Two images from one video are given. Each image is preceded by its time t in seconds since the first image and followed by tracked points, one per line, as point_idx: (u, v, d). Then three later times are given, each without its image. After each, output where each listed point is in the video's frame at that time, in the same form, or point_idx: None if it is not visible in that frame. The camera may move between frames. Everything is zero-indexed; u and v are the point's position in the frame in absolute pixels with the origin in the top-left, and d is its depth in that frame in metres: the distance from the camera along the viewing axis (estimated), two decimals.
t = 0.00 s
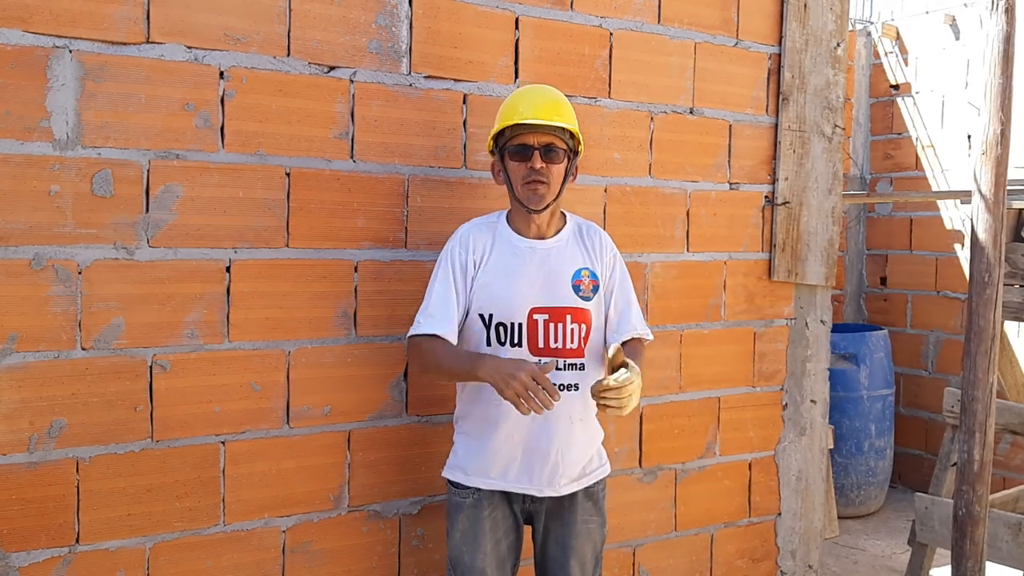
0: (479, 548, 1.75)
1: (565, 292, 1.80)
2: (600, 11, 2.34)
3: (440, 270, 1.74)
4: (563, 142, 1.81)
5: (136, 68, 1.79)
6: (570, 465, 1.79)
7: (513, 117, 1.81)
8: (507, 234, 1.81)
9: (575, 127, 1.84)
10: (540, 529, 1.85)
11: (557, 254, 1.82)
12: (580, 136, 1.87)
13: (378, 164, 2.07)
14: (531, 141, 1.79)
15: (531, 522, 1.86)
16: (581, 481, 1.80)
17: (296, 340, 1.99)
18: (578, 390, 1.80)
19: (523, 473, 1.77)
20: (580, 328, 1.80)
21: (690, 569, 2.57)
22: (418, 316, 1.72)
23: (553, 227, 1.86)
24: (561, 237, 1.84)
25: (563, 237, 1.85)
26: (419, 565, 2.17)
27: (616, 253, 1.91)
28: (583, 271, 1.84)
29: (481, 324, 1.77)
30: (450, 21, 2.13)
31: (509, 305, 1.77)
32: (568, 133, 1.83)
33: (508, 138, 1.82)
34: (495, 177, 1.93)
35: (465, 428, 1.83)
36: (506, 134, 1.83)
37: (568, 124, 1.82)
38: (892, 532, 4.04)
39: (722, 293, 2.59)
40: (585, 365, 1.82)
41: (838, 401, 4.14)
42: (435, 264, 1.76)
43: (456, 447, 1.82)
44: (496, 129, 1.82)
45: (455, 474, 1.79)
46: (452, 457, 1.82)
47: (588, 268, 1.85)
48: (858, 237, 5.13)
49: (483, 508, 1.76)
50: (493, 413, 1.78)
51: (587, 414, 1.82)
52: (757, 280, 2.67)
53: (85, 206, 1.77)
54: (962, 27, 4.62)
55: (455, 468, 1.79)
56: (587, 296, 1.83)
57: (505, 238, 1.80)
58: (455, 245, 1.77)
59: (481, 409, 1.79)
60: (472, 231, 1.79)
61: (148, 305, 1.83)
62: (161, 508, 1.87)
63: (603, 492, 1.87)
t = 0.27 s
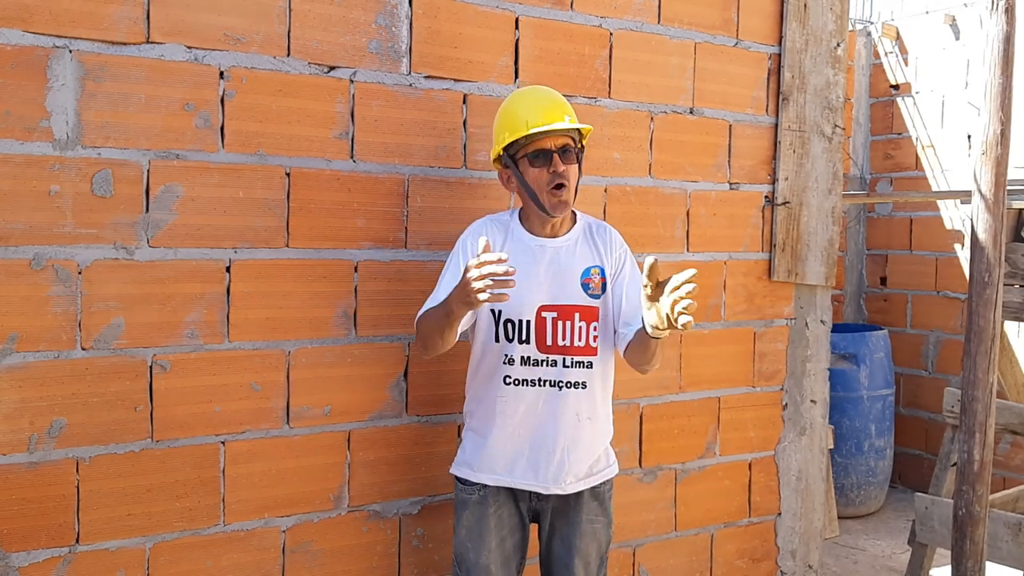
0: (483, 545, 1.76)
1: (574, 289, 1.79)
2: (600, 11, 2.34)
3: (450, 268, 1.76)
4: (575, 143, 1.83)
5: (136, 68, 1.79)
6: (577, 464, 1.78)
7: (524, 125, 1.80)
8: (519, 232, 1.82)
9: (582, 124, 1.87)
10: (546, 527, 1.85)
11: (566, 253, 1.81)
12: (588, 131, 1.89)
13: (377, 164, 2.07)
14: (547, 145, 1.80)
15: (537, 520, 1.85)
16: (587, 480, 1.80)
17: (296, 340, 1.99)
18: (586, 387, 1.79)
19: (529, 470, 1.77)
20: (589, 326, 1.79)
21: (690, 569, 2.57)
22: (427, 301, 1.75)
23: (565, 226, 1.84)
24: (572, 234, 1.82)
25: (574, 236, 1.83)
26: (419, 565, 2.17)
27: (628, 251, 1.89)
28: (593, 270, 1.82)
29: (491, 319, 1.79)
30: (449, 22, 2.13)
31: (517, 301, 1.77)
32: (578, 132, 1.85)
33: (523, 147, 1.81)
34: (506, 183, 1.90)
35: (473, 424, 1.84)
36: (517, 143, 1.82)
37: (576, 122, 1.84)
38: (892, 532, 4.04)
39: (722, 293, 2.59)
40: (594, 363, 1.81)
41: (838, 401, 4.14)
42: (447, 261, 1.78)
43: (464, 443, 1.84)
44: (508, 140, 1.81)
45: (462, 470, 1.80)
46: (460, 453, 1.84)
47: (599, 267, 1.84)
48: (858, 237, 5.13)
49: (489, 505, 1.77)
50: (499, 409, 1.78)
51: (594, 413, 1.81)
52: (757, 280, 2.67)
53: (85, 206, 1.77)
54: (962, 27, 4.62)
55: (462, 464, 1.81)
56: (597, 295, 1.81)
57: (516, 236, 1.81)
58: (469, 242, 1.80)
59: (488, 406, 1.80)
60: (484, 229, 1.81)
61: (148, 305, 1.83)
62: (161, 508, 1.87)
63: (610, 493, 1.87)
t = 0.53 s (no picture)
0: (489, 545, 1.76)
1: (582, 292, 1.80)
2: (600, 11, 2.34)
3: (457, 270, 1.77)
4: (580, 144, 1.81)
5: (136, 68, 1.79)
6: (584, 466, 1.78)
7: (527, 122, 1.80)
8: (525, 235, 1.82)
9: (590, 127, 1.84)
10: (551, 527, 1.85)
11: (574, 256, 1.82)
12: (595, 136, 1.87)
13: (377, 164, 2.07)
14: (548, 145, 1.79)
15: (543, 520, 1.86)
16: (593, 483, 1.80)
17: (296, 340, 1.99)
18: (593, 391, 1.79)
19: (536, 472, 1.76)
20: (596, 329, 1.80)
21: (690, 569, 2.57)
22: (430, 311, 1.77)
23: (571, 228, 1.86)
24: (579, 238, 1.84)
25: (581, 238, 1.85)
26: (419, 565, 2.16)
27: (636, 255, 1.90)
28: (600, 273, 1.83)
29: (498, 322, 1.78)
30: (449, 21, 2.13)
31: (524, 304, 1.76)
32: (583, 134, 1.83)
33: (524, 144, 1.81)
34: (511, 180, 1.93)
35: (480, 426, 1.83)
36: (519, 140, 1.82)
37: (583, 125, 1.82)
38: (892, 532, 4.04)
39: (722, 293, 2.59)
40: (601, 366, 1.81)
41: (839, 401, 4.14)
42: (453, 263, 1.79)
43: (471, 445, 1.83)
44: (510, 136, 1.82)
45: (468, 471, 1.79)
46: (467, 455, 1.83)
47: (606, 270, 1.85)
48: (858, 237, 5.13)
49: (495, 506, 1.77)
50: (506, 412, 1.77)
51: (601, 416, 1.81)
52: (757, 280, 2.67)
53: (85, 206, 1.77)
54: (962, 28, 4.62)
55: (469, 465, 1.80)
56: (604, 298, 1.82)
57: (523, 239, 1.82)
58: (472, 248, 1.80)
59: (495, 408, 1.79)
60: (490, 232, 1.81)
61: (147, 305, 1.83)
62: (161, 508, 1.87)
63: (617, 494, 1.86)
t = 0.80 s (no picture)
0: (491, 548, 1.76)
1: (586, 292, 1.79)
2: (600, 11, 2.34)
3: (461, 274, 1.78)
4: (584, 143, 1.81)
5: (136, 68, 1.79)
6: (586, 468, 1.79)
7: (532, 119, 1.80)
8: (528, 234, 1.82)
9: (595, 127, 1.84)
10: (553, 530, 1.85)
11: (577, 255, 1.81)
12: (600, 136, 1.86)
13: (377, 164, 2.07)
14: (551, 143, 1.79)
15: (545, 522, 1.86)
16: (596, 484, 1.80)
17: (296, 340, 2.00)
18: (597, 391, 1.79)
19: (539, 473, 1.76)
20: (601, 329, 1.79)
21: (690, 569, 2.57)
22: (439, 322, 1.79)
23: (575, 228, 1.86)
24: (583, 238, 1.83)
25: (584, 238, 1.85)
26: (418, 565, 2.17)
27: (638, 256, 1.91)
28: (604, 273, 1.83)
29: (501, 323, 1.77)
30: (449, 22, 2.13)
31: (528, 303, 1.76)
32: (587, 134, 1.83)
33: (528, 141, 1.82)
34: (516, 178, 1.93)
35: (482, 427, 1.83)
36: (524, 137, 1.82)
37: (587, 125, 1.82)
38: (892, 532, 4.04)
39: (722, 293, 2.59)
40: (604, 366, 1.81)
41: (838, 401, 4.14)
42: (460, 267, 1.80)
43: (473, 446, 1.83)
44: (515, 133, 1.82)
45: (470, 472, 1.79)
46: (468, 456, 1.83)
47: (610, 269, 1.85)
48: (858, 237, 5.13)
49: (498, 509, 1.76)
50: (509, 413, 1.77)
51: (604, 417, 1.82)
52: (757, 280, 2.67)
53: (85, 206, 1.77)
54: (962, 28, 4.62)
55: (471, 466, 1.80)
56: (608, 297, 1.82)
57: (525, 239, 1.81)
58: (474, 252, 1.80)
59: (497, 409, 1.79)
60: (493, 234, 1.81)
61: (147, 305, 1.84)
62: (161, 508, 1.87)
63: (619, 496, 1.87)
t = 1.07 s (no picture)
0: (496, 547, 1.77)
1: (588, 291, 1.80)
2: (603, 11, 2.34)
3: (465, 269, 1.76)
4: (582, 145, 1.81)
5: (141, 68, 1.79)
6: (591, 467, 1.79)
7: (529, 124, 1.80)
8: (531, 234, 1.82)
9: (593, 128, 1.84)
10: (557, 530, 1.85)
11: (580, 254, 1.82)
12: (599, 137, 1.85)
13: (380, 164, 2.07)
14: (549, 147, 1.79)
15: (549, 522, 1.86)
16: (601, 484, 1.81)
17: (300, 340, 2.00)
18: (601, 390, 1.79)
19: (544, 473, 1.76)
20: (604, 327, 1.79)
21: (692, 569, 2.58)
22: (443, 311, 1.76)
23: (576, 228, 1.86)
24: (585, 237, 1.84)
25: (586, 237, 1.85)
26: (422, 564, 2.17)
27: (639, 254, 1.91)
28: (607, 271, 1.83)
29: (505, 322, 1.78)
30: (453, 22, 2.13)
31: (532, 303, 1.76)
32: (586, 136, 1.82)
33: (525, 147, 1.82)
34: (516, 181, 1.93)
35: (486, 427, 1.83)
36: (522, 142, 1.82)
37: (585, 128, 1.81)
38: (894, 532, 4.04)
39: (725, 293, 2.60)
40: (609, 365, 1.81)
41: (841, 401, 4.14)
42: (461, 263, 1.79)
43: (477, 447, 1.83)
44: (512, 138, 1.82)
45: (475, 473, 1.80)
46: (473, 457, 1.83)
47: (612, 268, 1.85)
48: (861, 237, 5.12)
49: (502, 509, 1.77)
50: (514, 413, 1.77)
51: (608, 416, 1.82)
52: (760, 280, 2.67)
53: (90, 206, 1.78)
54: (965, 28, 4.62)
55: (476, 467, 1.80)
56: (611, 296, 1.82)
57: (528, 238, 1.81)
58: (480, 246, 1.79)
59: (502, 408, 1.79)
60: (496, 232, 1.81)
61: (152, 304, 1.84)
62: (165, 507, 1.87)
63: (623, 495, 1.88)
